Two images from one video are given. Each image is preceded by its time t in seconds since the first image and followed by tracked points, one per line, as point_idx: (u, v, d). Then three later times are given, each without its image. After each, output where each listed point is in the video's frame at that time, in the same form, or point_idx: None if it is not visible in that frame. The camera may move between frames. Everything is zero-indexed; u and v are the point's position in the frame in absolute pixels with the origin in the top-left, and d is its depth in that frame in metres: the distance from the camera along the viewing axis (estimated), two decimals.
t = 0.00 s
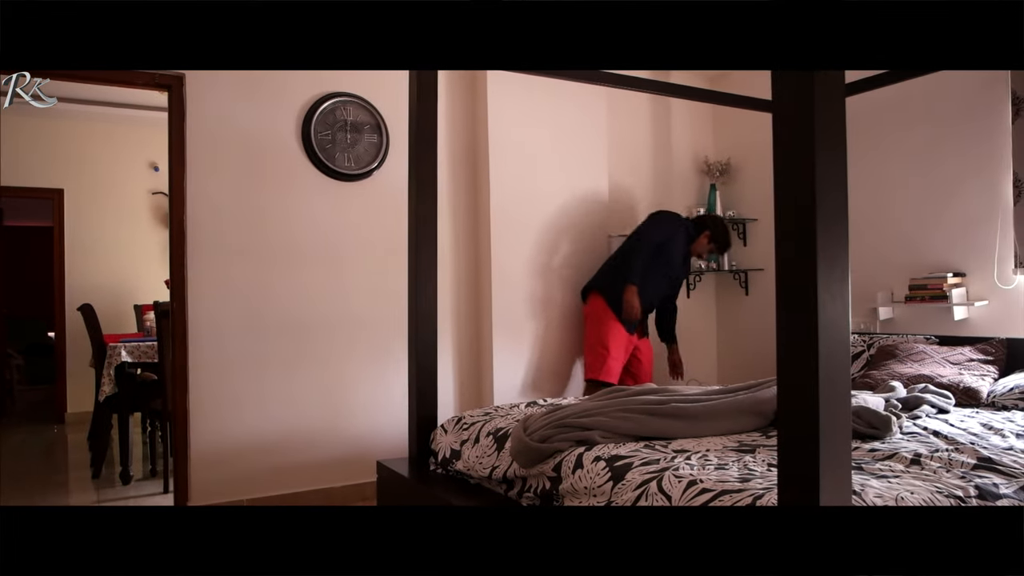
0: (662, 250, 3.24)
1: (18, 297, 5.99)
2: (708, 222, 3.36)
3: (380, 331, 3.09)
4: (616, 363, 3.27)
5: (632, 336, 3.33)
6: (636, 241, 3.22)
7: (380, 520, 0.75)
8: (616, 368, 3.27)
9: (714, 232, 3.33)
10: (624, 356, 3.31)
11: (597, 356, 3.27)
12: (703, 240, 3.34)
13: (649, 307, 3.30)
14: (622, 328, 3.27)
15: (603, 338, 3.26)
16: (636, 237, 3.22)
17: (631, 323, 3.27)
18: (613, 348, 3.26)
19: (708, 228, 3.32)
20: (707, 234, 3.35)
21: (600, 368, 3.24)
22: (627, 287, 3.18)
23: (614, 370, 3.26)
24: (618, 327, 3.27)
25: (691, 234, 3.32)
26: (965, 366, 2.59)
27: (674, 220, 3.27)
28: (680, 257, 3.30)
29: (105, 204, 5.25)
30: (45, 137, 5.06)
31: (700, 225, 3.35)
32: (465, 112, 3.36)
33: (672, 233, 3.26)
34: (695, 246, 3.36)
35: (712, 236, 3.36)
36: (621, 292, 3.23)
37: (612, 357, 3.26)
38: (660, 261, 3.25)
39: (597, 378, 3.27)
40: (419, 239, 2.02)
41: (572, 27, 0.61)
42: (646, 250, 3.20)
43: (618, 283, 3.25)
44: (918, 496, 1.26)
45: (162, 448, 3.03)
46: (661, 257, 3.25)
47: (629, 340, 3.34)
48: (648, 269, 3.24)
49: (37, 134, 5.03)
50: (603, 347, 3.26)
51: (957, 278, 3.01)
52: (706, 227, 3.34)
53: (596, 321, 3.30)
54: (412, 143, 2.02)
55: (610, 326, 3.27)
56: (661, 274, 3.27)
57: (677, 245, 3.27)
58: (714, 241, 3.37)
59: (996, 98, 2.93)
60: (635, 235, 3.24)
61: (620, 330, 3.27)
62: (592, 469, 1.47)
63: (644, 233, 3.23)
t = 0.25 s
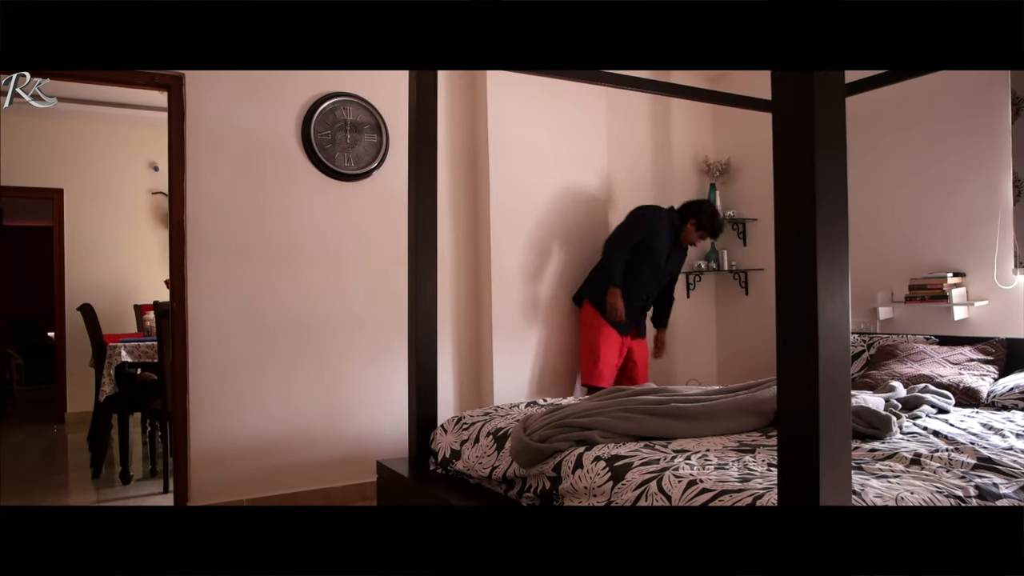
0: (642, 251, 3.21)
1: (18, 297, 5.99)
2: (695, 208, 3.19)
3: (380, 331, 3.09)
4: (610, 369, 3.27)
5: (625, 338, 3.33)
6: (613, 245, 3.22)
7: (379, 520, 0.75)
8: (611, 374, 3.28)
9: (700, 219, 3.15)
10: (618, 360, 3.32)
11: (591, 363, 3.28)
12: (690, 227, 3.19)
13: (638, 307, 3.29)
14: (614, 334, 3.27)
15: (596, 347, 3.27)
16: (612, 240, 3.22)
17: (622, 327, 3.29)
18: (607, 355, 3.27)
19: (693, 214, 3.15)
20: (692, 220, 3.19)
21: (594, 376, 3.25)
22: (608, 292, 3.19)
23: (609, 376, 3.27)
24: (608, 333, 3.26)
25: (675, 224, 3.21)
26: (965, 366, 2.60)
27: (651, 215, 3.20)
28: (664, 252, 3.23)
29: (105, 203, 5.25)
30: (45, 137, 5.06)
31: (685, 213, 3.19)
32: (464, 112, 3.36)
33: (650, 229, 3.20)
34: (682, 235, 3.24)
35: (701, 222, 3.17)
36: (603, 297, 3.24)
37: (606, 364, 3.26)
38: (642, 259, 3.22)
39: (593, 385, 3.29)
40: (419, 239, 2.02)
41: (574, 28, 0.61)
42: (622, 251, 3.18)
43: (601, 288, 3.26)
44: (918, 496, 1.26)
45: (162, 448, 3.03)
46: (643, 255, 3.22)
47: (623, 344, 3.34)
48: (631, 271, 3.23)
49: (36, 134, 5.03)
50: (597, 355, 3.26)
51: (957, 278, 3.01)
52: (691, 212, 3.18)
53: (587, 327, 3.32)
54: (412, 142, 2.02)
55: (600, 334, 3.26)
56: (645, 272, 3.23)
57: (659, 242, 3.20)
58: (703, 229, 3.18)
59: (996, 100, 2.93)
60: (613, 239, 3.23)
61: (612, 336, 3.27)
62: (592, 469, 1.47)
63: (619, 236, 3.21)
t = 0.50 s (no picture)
0: (621, 252, 3.22)
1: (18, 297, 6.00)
2: (673, 196, 3.04)
3: (380, 330, 3.10)
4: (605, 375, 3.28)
5: (618, 341, 3.34)
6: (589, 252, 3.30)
7: (379, 520, 0.74)
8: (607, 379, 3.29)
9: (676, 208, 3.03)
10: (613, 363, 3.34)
11: (587, 370, 3.29)
12: (665, 217, 3.11)
13: (623, 308, 3.28)
14: (607, 339, 3.28)
15: (590, 354, 3.28)
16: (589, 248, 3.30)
17: (611, 330, 3.29)
18: (602, 360, 3.28)
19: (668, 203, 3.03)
20: (666, 209, 3.09)
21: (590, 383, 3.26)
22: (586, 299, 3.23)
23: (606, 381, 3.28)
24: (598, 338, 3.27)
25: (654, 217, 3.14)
26: (965, 366, 2.60)
27: (622, 214, 3.22)
28: (642, 248, 3.21)
29: (105, 203, 5.25)
30: (45, 137, 5.06)
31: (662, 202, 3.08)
32: (464, 112, 3.36)
33: (622, 228, 3.21)
34: (660, 225, 3.17)
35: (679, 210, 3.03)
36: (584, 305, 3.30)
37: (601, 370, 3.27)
38: (619, 261, 3.24)
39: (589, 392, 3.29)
40: (419, 238, 2.02)
41: (578, 28, 0.61)
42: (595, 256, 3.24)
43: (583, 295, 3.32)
44: (918, 495, 1.26)
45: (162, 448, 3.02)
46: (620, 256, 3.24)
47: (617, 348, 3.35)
48: (613, 274, 3.25)
49: (34, 134, 5.03)
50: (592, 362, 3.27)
51: (957, 278, 3.00)
52: (663, 202, 3.08)
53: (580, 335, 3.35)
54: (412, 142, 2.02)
55: (591, 341, 3.28)
56: (624, 272, 3.24)
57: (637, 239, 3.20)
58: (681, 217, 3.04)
59: (996, 100, 2.93)
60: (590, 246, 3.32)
61: (605, 342, 3.28)
62: (592, 469, 1.47)
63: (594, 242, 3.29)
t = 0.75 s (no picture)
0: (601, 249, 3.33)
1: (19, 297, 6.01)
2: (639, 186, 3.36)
3: (381, 330, 3.10)
4: (600, 376, 3.28)
5: (611, 340, 3.34)
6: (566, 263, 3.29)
7: (377, 525, 0.72)
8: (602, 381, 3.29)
9: (647, 196, 3.33)
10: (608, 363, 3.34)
11: (581, 373, 3.29)
12: (638, 207, 3.35)
13: (614, 306, 3.33)
14: (599, 340, 3.28)
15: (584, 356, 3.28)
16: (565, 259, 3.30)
17: (603, 331, 3.30)
18: (596, 360, 3.28)
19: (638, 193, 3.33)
20: (637, 199, 3.35)
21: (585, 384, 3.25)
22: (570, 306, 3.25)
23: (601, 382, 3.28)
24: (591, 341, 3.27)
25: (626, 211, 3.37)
26: (965, 365, 2.60)
27: (596, 214, 3.31)
28: (620, 244, 3.36)
29: (106, 204, 5.23)
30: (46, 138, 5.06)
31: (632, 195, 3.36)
32: (465, 113, 3.37)
33: (601, 227, 3.31)
34: (635, 218, 3.38)
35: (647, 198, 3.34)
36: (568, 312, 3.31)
37: (596, 371, 3.26)
38: (601, 261, 3.35)
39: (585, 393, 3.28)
40: (419, 238, 2.03)
41: (581, 27, 0.60)
42: (576, 262, 3.27)
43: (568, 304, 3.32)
44: (918, 495, 1.26)
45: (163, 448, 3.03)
46: (601, 257, 3.35)
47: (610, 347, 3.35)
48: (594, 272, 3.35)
49: (32, 134, 5.01)
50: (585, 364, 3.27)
51: (958, 277, 3.00)
52: (636, 193, 3.34)
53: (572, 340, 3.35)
54: (412, 142, 2.02)
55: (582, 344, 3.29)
56: (607, 270, 3.35)
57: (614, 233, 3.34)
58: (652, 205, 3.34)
59: (995, 100, 2.93)
60: (565, 256, 3.32)
61: (598, 343, 3.28)
62: (592, 469, 1.47)
63: (570, 251, 3.29)
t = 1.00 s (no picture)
0: (585, 250, 3.30)
1: (19, 297, 6.01)
2: (616, 180, 3.30)
3: (380, 330, 3.10)
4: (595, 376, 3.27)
5: (604, 340, 3.32)
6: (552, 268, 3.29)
7: (378, 525, 0.72)
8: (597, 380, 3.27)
9: (624, 190, 3.26)
10: (604, 363, 3.33)
11: (576, 373, 3.28)
12: (618, 203, 3.30)
13: (605, 305, 3.29)
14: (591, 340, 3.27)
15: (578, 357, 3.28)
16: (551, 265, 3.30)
17: (594, 330, 3.28)
18: (591, 360, 3.27)
19: (616, 189, 3.27)
20: (616, 194, 3.30)
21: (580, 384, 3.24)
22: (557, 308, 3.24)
23: (596, 383, 3.26)
24: (583, 342, 3.27)
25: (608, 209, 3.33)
26: (965, 365, 2.60)
27: (575, 216, 3.29)
28: (603, 243, 3.33)
29: (106, 204, 5.24)
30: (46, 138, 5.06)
31: (610, 192, 3.31)
32: (465, 113, 3.37)
33: (581, 228, 3.29)
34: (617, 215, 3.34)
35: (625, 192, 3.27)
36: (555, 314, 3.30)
37: (591, 371, 3.25)
38: (587, 261, 3.33)
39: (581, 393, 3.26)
40: (419, 237, 2.03)
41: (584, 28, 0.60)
42: (560, 264, 3.25)
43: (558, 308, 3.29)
44: (918, 495, 1.26)
45: (162, 448, 3.03)
46: (586, 258, 3.32)
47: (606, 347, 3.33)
48: (581, 273, 3.32)
49: (31, 134, 5.01)
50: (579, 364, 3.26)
51: (957, 277, 3.00)
52: (613, 188, 3.28)
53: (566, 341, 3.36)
54: (412, 142, 2.02)
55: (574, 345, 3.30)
56: (593, 269, 3.32)
57: (597, 232, 3.30)
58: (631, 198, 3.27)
59: (995, 100, 2.93)
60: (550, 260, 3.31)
61: (591, 342, 3.28)
62: (592, 469, 1.47)
63: (554, 255, 3.28)
